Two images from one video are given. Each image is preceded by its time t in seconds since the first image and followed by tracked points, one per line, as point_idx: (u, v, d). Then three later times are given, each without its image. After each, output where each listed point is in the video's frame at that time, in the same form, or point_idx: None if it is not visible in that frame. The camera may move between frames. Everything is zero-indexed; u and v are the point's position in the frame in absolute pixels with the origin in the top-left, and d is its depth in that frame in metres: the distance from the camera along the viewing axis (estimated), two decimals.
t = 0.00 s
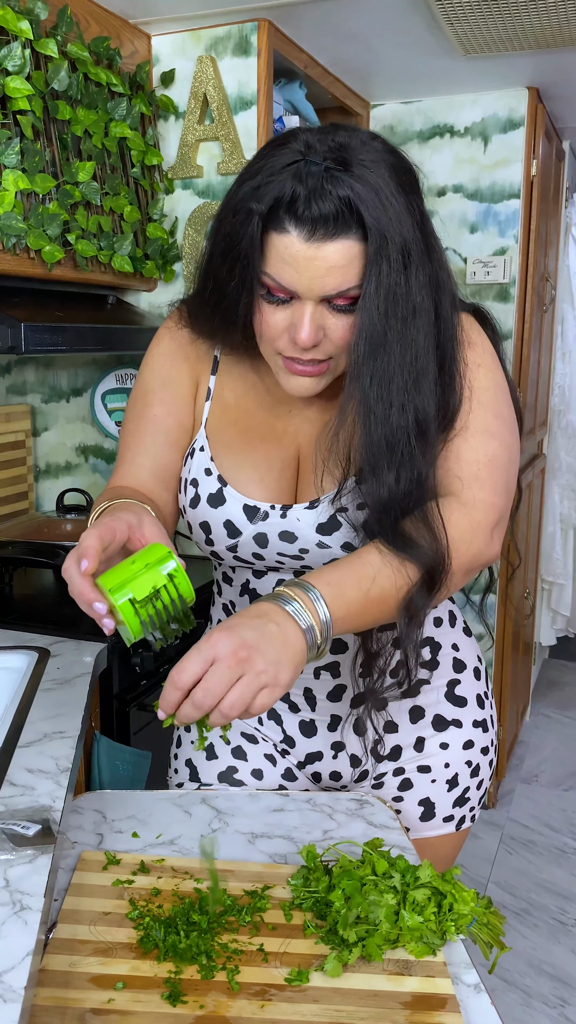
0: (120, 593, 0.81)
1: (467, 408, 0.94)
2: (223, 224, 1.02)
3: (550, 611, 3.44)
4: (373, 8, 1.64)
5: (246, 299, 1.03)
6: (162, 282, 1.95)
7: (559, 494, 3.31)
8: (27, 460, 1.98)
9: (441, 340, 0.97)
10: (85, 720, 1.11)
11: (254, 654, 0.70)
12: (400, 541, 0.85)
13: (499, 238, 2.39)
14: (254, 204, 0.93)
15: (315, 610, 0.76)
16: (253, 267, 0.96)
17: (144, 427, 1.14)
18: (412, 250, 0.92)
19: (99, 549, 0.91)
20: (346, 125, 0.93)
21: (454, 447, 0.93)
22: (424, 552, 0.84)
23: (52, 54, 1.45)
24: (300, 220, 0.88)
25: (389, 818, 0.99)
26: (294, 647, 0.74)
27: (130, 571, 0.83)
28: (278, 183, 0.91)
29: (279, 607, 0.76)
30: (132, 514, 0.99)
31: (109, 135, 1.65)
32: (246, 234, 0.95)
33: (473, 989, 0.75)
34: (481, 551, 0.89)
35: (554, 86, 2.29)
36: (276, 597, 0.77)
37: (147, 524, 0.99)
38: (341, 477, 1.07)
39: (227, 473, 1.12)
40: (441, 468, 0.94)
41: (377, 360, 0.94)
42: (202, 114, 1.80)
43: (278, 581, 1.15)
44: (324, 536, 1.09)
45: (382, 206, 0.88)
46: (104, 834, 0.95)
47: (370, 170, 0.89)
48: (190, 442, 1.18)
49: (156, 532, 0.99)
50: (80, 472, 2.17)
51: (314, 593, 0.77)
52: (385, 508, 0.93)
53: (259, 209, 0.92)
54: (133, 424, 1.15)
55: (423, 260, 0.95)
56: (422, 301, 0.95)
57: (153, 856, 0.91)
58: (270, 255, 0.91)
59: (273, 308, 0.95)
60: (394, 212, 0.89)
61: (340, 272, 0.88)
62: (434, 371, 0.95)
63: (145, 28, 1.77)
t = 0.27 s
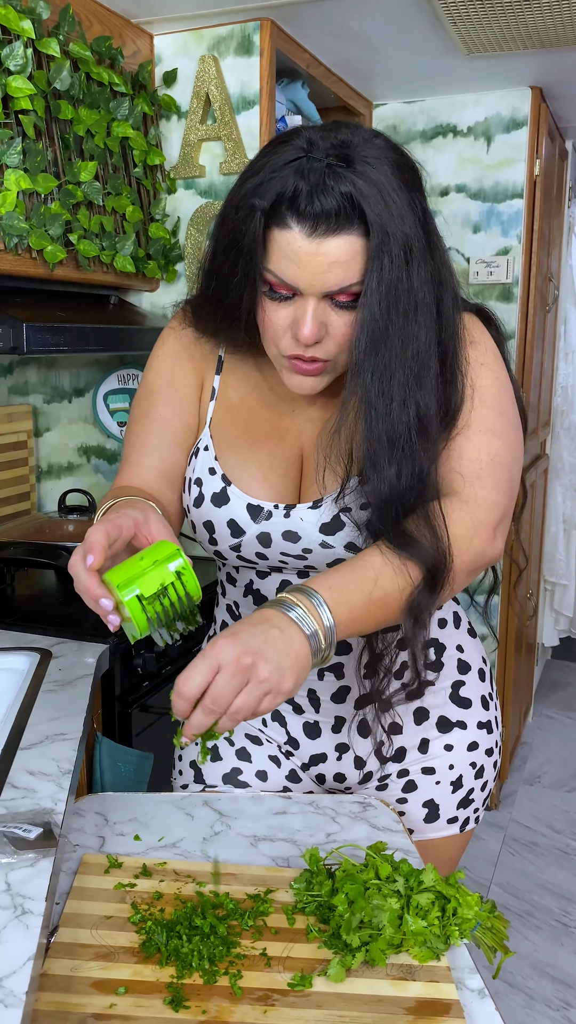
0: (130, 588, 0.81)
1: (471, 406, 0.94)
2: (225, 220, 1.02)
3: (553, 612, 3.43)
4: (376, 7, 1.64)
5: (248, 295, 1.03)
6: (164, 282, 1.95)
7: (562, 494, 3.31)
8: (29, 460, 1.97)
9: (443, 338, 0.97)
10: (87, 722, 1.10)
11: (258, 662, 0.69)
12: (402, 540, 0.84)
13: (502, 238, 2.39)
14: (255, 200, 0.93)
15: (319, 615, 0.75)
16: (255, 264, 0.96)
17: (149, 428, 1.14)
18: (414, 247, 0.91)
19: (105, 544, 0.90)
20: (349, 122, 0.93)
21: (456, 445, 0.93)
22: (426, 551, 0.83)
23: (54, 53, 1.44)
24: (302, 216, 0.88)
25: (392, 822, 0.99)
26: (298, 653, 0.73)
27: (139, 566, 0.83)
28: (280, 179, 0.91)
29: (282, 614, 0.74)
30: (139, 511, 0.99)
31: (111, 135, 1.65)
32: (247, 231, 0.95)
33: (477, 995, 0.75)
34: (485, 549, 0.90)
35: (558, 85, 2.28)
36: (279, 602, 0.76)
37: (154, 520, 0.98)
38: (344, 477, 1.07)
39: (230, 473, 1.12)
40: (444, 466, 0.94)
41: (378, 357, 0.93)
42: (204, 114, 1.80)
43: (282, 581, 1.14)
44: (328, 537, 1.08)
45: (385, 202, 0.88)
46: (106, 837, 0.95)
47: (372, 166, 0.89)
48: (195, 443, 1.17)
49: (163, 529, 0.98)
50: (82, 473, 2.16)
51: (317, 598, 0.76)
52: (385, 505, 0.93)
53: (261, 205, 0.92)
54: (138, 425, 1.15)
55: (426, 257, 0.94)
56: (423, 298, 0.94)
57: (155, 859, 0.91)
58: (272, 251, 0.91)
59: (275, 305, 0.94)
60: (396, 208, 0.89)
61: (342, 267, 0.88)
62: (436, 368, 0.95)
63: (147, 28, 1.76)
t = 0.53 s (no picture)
0: (131, 595, 0.81)
1: (477, 410, 0.93)
2: (229, 216, 1.01)
3: (555, 612, 3.42)
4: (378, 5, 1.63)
5: (254, 290, 1.01)
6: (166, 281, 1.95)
7: (564, 494, 3.31)
8: (30, 460, 1.97)
9: (449, 337, 0.97)
10: (88, 722, 1.10)
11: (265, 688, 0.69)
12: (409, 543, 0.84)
13: (504, 236, 2.38)
14: (262, 193, 0.92)
15: (326, 632, 0.74)
16: (260, 258, 0.95)
17: (151, 427, 1.14)
18: (421, 244, 0.91)
19: (104, 550, 0.88)
20: (357, 116, 0.92)
21: (463, 447, 0.92)
22: (434, 556, 0.82)
23: (55, 52, 1.44)
24: (309, 209, 0.87)
25: (396, 822, 0.98)
26: (305, 674, 0.72)
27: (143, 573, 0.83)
28: (287, 173, 0.91)
29: (288, 632, 0.74)
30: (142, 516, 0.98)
31: (112, 134, 1.65)
32: (252, 224, 0.94)
33: (481, 997, 0.75)
34: (492, 558, 0.88)
35: (561, 83, 2.28)
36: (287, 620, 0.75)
37: (155, 525, 0.98)
38: (350, 479, 1.06)
39: (232, 473, 1.11)
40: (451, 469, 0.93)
41: (385, 354, 0.93)
42: (206, 112, 1.79)
43: (283, 582, 1.13)
44: (330, 541, 1.08)
45: (393, 196, 0.88)
46: (108, 837, 0.94)
47: (380, 159, 0.88)
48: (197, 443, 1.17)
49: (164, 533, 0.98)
50: (83, 473, 2.16)
51: (325, 615, 0.76)
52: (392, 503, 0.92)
53: (268, 198, 0.91)
54: (139, 424, 1.15)
55: (432, 255, 0.94)
56: (430, 297, 0.94)
57: (157, 859, 0.90)
58: (278, 245, 0.90)
59: (280, 300, 0.94)
60: (404, 203, 0.88)
61: (349, 261, 0.88)
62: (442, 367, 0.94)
63: (149, 26, 1.76)
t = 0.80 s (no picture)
0: (123, 613, 0.80)
1: (485, 421, 0.94)
2: (233, 214, 1.01)
3: (557, 611, 3.42)
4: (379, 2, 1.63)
5: (255, 291, 1.00)
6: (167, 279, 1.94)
7: (566, 492, 3.30)
8: (31, 459, 1.97)
9: (457, 340, 0.97)
10: (90, 721, 1.10)
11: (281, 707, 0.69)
12: (423, 554, 0.86)
13: (505, 235, 2.38)
14: (266, 193, 0.92)
15: (341, 648, 0.75)
16: (263, 258, 0.95)
17: (149, 425, 1.13)
18: (429, 247, 0.92)
19: (97, 571, 0.88)
20: (363, 115, 0.92)
21: (471, 457, 0.93)
22: (447, 568, 0.84)
23: (56, 50, 1.44)
24: (314, 210, 0.87)
25: (399, 821, 0.98)
26: (320, 693, 0.72)
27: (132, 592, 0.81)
28: (293, 173, 0.90)
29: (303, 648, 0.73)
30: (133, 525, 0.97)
31: (113, 132, 1.64)
32: (257, 224, 0.94)
33: (482, 995, 0.75)
34: (502, 570, 0.90)
35: (562, 81, 2.27)
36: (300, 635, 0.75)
37: (147, 537, 0.95)
38: (355, 482, 1.06)
39: (233, 472, 1.11)
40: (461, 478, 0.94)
41: (394, 360, 0.94)
42: (207, 110, 1.79)
43: (283, 582, 1.13)
44: (331, 544, 1.08)
45: (401, 200, 0.87)
46: (109, 836, 0.94)
47: (386, 160, 0.88)
48: (196, 442, 1.17)
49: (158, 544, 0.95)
50: (84, 471, 2.16)
51: (340, 631, 0.76)
52: (405, 509, 0.94)
53: (272, 199, 0.91)
54: (137, 422, 1.14)
55: (440, 257, 0.94)
56: (438, 301, 0.94)
57: (158, 858, 0.90)
58: (282, 245, 0.90)
59: (283, 301, 0.94)
60: (412, 207, 0.88)
61: (354, 264, 0.87)
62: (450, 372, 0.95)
63: (149, 24, 1.76)
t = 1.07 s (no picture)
0: (121, 638, 0.81)
1: (490, 426, 0.96)
2: (235, 214, 1.01)
3: (556, 609, 3.42)
4: None
5: (256, 291, 1.00)
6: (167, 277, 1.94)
7: (566, 491, 3.30)
8: (31, 457, 1.97)
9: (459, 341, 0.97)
10: (90, 719, 1.10)
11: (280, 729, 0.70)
12: (426, 563, 0.88)
13: (506, 233, 2.38)
14: (269, 193, 0.92)
15: (342, 665, 0.76)
16: (265, 258, 0.95)
17: (148, 424, 1.13)
18: (433, 248, 0.92)
19: (90, 594, 0.86)
20: (368, 114, 0.91)
21: (473, 463, 0.95)
22: (451, 574, 0.87)
23: (56, 47, 1.44)
24: (318, 211, 0.87)
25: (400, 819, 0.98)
26: (322, 712, 0.74)
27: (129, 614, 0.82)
28: (296, 173, 0.90)
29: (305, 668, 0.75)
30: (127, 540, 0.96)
31: (113, 130, 1.64)
32: (259, 224, 0.94)
33: (484, 992, 0.75)
34: (503, 578, 0.93)
35: (562, 79, 2.27)
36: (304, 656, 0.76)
37: (143, 554, 0.94)
38: (356, 484, 1.06)
39: (234, 470, 1.11)
40: (463, 484, 0.94)
41: (397, 362, 0.93)
42: (207, 108, 1.79)
43: (282, 582, 1.13)
44: (332, 545, 1.08)
45: (407, 202, 0.88)
46: (110, 834, 0.94)
47: (392, 161, 0.88)
48: (195, 441, 1.17)
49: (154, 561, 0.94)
50: (84, 470, 2.15)
51: (341, 649, 0.77)
52: (407, 514, 0.94)
53: (275, 199, 0.91)
54: (136, 421, 1.14)
55: (443, 257, 0.94)
56: (441, 303, 0.94)
57: (160, 856, 0.90)
58: (285, 246, 0.90)
59: (285, 302, 0.93)
60: (417, 209, 0.89)
61: (357, 265, 0.87)
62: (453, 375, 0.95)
63: (150, 22, 1.76)
